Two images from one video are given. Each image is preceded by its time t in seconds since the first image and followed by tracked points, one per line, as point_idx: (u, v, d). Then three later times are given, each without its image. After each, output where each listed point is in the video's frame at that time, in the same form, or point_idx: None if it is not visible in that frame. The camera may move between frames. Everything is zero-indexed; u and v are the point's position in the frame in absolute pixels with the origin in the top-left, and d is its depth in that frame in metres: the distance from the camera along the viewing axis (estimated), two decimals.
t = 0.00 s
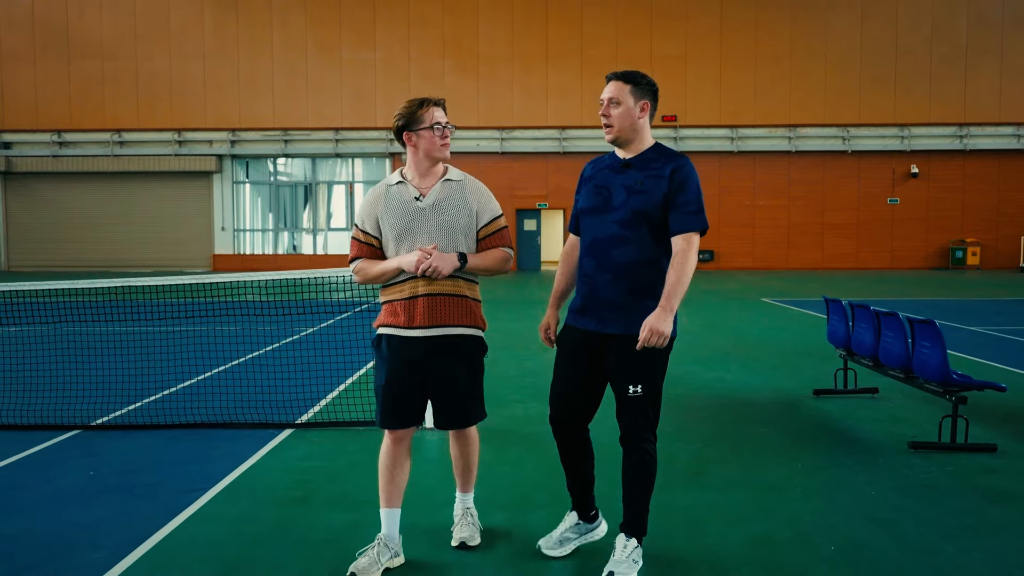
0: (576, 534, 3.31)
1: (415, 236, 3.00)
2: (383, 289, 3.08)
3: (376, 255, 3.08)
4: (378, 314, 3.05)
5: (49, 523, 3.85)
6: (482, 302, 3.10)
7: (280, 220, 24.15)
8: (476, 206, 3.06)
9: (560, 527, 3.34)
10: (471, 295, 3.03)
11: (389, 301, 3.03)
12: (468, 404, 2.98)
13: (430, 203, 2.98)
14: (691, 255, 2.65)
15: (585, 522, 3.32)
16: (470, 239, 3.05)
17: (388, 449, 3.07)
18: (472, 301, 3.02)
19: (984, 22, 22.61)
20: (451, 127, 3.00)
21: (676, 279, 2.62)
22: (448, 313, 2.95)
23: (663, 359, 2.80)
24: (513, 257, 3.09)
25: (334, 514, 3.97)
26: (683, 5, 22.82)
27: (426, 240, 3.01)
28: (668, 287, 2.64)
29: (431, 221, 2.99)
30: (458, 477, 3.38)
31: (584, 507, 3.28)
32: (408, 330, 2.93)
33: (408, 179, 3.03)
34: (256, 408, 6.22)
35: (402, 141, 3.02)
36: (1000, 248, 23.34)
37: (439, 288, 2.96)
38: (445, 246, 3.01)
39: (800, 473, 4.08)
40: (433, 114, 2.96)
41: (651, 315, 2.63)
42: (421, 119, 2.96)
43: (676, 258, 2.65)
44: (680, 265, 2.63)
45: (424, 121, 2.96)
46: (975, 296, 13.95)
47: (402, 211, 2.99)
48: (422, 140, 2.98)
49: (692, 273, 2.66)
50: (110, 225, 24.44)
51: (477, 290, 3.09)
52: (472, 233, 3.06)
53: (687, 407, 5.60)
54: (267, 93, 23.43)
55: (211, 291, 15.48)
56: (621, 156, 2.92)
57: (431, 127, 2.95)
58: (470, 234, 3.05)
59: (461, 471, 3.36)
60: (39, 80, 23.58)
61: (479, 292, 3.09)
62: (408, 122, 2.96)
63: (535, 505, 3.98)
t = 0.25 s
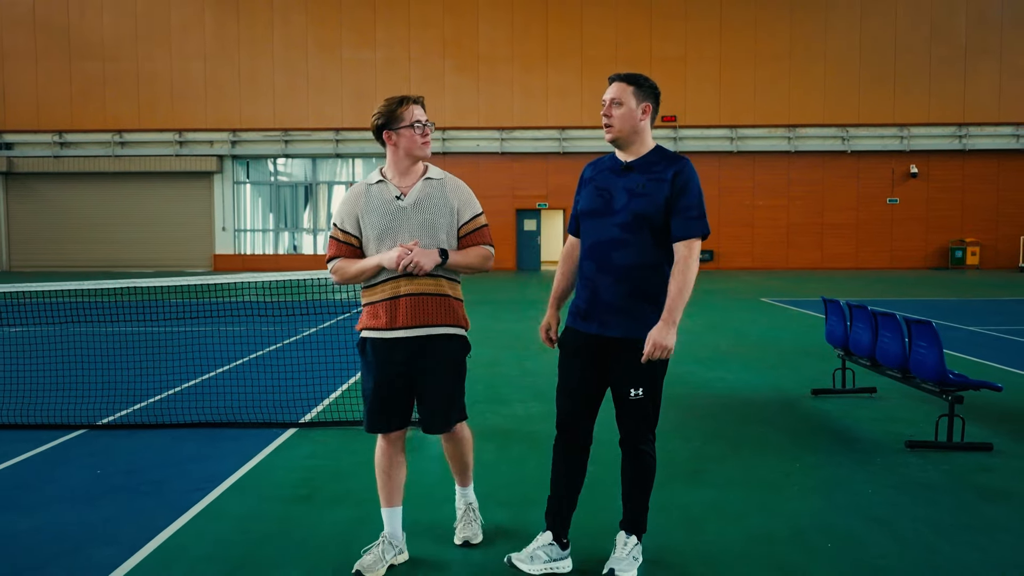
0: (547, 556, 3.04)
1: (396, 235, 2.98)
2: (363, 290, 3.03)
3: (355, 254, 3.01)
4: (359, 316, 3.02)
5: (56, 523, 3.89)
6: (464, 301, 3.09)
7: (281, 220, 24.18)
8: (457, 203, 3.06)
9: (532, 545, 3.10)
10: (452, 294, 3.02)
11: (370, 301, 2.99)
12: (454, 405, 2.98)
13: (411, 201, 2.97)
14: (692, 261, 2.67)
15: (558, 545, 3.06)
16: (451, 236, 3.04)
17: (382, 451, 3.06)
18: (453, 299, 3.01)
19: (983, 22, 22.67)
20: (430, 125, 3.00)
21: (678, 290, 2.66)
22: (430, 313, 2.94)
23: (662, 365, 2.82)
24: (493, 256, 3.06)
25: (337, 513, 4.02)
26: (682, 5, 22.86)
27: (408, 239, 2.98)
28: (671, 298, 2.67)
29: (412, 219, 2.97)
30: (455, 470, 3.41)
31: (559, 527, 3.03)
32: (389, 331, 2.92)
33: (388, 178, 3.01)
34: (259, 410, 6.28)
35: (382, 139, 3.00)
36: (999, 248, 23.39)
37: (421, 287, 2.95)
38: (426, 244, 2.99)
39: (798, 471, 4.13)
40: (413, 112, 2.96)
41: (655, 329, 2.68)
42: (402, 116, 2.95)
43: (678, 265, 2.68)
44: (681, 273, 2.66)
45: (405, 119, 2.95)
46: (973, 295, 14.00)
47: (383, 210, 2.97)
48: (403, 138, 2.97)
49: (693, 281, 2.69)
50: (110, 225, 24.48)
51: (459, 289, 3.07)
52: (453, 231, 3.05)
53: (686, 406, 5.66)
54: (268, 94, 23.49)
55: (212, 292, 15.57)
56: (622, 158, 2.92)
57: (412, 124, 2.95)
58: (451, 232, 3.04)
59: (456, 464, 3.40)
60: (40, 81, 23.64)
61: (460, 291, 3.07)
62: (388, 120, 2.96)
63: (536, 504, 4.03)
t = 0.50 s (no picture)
0: (554, 564, 2.90)
1: (384, 238, 3.03)
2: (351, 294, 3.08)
3: (343, 258, 3.06)
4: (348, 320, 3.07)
5: (65, 523, 3.96)
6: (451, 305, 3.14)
7: (285, 220, 24.27)
8: (444, 206, 3.10)
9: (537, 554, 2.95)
10: (439, 296, 3.07)
11: (357, 304, 3.04)
12: (443, 403, 2.98)
13: (398, 205, 3.02)
14: (704, 264, 2.76)
15: (565, 553, 2.92)
16: (438, 239, 3.09)
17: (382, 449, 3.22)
18: (439, 301, 3.05)
19: (986, 22, 22.65)
20: (417, 129, 3.04)
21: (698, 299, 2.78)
22: (416, 314, 2.99)
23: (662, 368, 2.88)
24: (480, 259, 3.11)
25: (341, 513, 4.07)
26: (685, 6, 22.89)
27: (395, 243, 3.03)
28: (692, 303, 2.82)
29: (400, 223, 3.02)
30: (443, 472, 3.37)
31: (565, 532, 2.91)
32: (377, 334, 2.97)
33: (375, 182, 3.06)
34: (264, 409, 6.36)
35: (368, 144, 3.03)
36: (1003, 248, 23.37)
37: (408, 291, 3.00)
38: (413, 247, 3.04)
39: (797, 469, 4.18)
40: (399, 117, 2.98)
41: (685, 343, 2.81)
42: (388, 121, 2.98)
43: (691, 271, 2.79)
44: (696, 278, 2.78)
45: (391, 124, 2.98)
46: (976, 296, 14.01)
47: (370, 214, 3.01)
48: (390, 143, 3.00)
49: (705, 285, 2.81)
50: (115, 225, 24.59)
51: (446, 292, 3.12)
52: (440, 234, 3.10)
53: (687, 405, 5.70)
54: (272, 95, 23.59)
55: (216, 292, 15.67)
56: (617, 160, 2.90)
57: (398, 129, 2.97)
58: (438, 235, 3.09)
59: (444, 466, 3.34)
60: (45, 82, 23.77)
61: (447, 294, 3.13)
62: (374, 125, 2.97)
63: (538, 502, 4.09)
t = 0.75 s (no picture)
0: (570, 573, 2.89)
1: (381, 240, 3.07)
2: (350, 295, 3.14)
3: (341, 259, 3.13)
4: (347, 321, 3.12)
5: (78, 519, 4.03)
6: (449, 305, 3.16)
7: (291, 220, 24.36)
8: (441, 206, 3.13)
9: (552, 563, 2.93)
10: (436, 296, 3.09)
11: (355, 305, 3.09)
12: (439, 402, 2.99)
13: (395, 206, 3.05)
14: (704, 265, 2.81)
15: (580, 561, 2.92)
16: (435, 240, 3.12)
17: (385, 449, 3.28)
18: (435, 301, 3.07)
19: (992, 21, 22.60)
20: (413, 129, 3.07)
21: (702, 297, 2.83)
22: (412, 314, 3.02)
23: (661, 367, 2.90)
24: (477, 257, 3.15)
25: (347, 511, 4.13)
26: (690, 6, 22.90)
27: (392, 244, 3.07)
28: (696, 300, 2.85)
29: (396, 224, 3.06)
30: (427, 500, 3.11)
31: (579, 540, 2.91)
32: (374, 334, 3.01)
33: (372, 183, 3.10)
34: (271, 407, 6.44)
35: (365, 144, 3.07)
36: (1009, 248, 23.32)
37: (404, 292, 3.03)
38: (410, 248, 3.08)
39: (798, 468, 4.22)
40: (395, 117, 3.03)
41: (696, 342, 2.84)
42: (384, 122, 3.03)
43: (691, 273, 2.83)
44: (697, 277, 2.82)
45: (387, 124, 3.03)
46: (981, 296, 14.00)
47: (367, 216, 3.05)
48: (387, 143, 3.05)
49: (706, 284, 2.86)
50: (122, 225, 24.72)
51: (444, 292, 3.14)
52: (437, 234, 3.12)
53: (690, 404, 5.74)
54: (279, 95, 23.69)
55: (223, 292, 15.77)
56: (609, 162, 2.89)
57: (395, 129, 3.02)
58: (435, 236, 3.12)
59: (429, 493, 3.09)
60: (52, 82, 23.90)
61: (445, 294, 3.14)
62: (371, 126, 3.03)
63: (541, 500, 4.14)
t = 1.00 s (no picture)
0: None
1: (386, 243, 3.12)
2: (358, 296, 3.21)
3: (348, 261, 3.22)
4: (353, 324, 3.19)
5: (95, 517, 4.12)
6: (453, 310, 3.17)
7: (301, 221, 24.50)
8: (447, 211, 3.15)
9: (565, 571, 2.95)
10: (439, 302, 3.11)
11: (361, 307, 3.16)
12: (437, 410, 3.04)
13: (400, 208, 3.10)
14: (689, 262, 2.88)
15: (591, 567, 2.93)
16: (440, 245, 3.15)
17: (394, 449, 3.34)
18: (438, 307, 3.10)
19: (1003, 20, 22.48)
20: (419, 132, 3.14)
21: (678, 294, 2.83)
22: (413, 320, 3.05)
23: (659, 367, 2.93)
24: (484, 263, 3.14)
25: (358, 508, 4.20)
26: (698, 6, 22.89)
27: (397, 247, 3.12)
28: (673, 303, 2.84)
29: (401, 228, 3.11)
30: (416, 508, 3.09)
31: (589, 548, 2.91)
32: (375, 339, 3.06)
33: (379, 186, 3.15)
34: (282, 406, 6.53)
35: (372, 147, 3.14)
36: (1019, 248, 23.19)
37: (406, 296, 3.06)
38: (414, 252, 3.11)
39: (805, 466, 4.25)
40: (401, 119, 3.09)
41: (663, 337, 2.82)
42: (391, 124, 3.09)
43: (677, 269, 2.86)
44: (677, 274, 2.84)
45: (393, 127, 3.09)
46: (991, 296, 13.94)
47: (373, 218, 3.11)
48: (393, 144, 3.10)
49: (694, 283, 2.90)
50: (133, 226, 24.91)
51: (449, 297, 3.15)
52: (443, 239, 3.15)
53: (697, 403, 5.78)
54: (288, 97, 23.83)
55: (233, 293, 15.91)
56: (596, 161, 2.91)
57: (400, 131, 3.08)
58: (440, 241, 3.14)
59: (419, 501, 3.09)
60: (64, 84, 24.12)
61: (449, 300, 3.16)
62: (377, 128, 3.09)
63: (549, 498, 4.21)
